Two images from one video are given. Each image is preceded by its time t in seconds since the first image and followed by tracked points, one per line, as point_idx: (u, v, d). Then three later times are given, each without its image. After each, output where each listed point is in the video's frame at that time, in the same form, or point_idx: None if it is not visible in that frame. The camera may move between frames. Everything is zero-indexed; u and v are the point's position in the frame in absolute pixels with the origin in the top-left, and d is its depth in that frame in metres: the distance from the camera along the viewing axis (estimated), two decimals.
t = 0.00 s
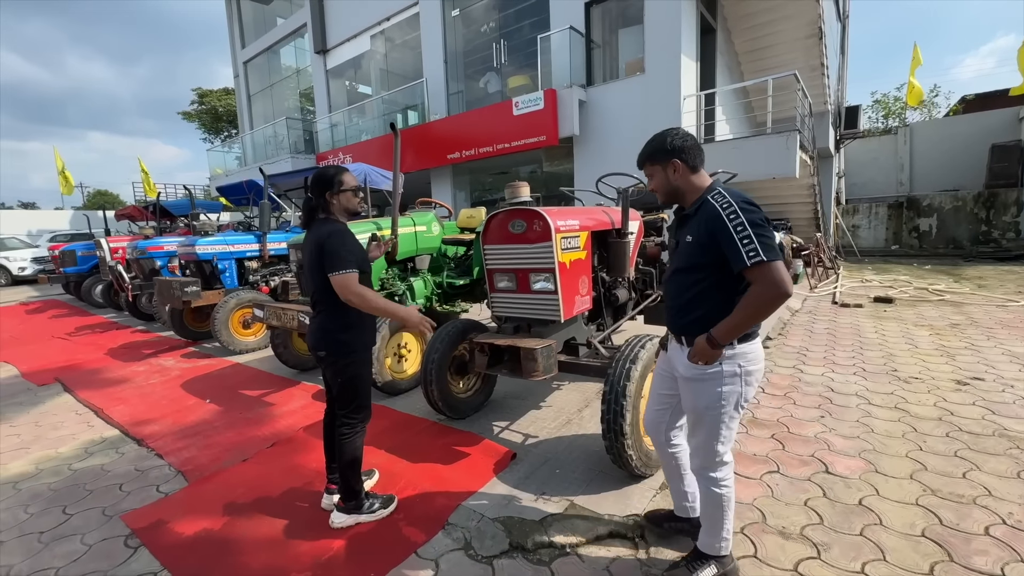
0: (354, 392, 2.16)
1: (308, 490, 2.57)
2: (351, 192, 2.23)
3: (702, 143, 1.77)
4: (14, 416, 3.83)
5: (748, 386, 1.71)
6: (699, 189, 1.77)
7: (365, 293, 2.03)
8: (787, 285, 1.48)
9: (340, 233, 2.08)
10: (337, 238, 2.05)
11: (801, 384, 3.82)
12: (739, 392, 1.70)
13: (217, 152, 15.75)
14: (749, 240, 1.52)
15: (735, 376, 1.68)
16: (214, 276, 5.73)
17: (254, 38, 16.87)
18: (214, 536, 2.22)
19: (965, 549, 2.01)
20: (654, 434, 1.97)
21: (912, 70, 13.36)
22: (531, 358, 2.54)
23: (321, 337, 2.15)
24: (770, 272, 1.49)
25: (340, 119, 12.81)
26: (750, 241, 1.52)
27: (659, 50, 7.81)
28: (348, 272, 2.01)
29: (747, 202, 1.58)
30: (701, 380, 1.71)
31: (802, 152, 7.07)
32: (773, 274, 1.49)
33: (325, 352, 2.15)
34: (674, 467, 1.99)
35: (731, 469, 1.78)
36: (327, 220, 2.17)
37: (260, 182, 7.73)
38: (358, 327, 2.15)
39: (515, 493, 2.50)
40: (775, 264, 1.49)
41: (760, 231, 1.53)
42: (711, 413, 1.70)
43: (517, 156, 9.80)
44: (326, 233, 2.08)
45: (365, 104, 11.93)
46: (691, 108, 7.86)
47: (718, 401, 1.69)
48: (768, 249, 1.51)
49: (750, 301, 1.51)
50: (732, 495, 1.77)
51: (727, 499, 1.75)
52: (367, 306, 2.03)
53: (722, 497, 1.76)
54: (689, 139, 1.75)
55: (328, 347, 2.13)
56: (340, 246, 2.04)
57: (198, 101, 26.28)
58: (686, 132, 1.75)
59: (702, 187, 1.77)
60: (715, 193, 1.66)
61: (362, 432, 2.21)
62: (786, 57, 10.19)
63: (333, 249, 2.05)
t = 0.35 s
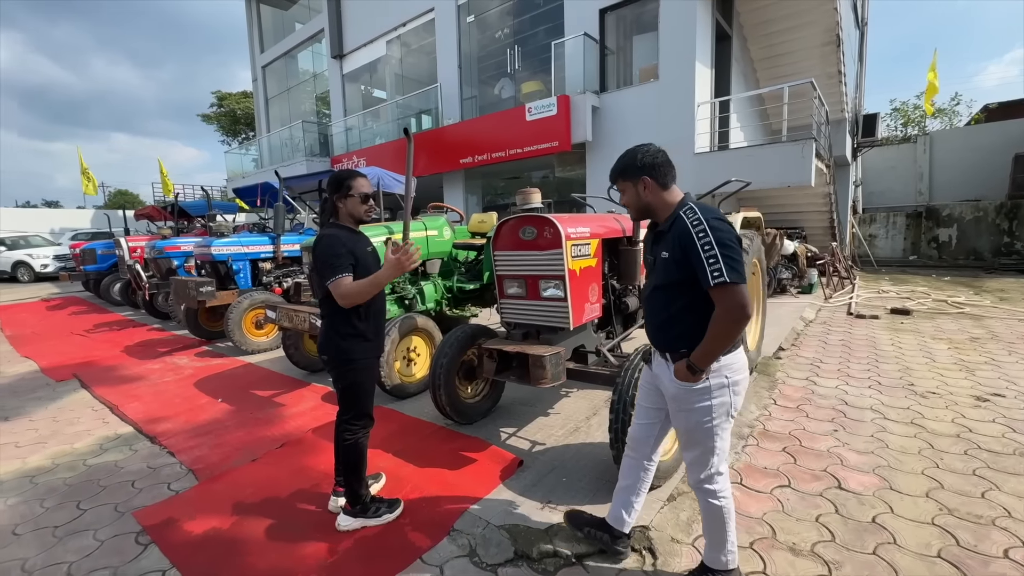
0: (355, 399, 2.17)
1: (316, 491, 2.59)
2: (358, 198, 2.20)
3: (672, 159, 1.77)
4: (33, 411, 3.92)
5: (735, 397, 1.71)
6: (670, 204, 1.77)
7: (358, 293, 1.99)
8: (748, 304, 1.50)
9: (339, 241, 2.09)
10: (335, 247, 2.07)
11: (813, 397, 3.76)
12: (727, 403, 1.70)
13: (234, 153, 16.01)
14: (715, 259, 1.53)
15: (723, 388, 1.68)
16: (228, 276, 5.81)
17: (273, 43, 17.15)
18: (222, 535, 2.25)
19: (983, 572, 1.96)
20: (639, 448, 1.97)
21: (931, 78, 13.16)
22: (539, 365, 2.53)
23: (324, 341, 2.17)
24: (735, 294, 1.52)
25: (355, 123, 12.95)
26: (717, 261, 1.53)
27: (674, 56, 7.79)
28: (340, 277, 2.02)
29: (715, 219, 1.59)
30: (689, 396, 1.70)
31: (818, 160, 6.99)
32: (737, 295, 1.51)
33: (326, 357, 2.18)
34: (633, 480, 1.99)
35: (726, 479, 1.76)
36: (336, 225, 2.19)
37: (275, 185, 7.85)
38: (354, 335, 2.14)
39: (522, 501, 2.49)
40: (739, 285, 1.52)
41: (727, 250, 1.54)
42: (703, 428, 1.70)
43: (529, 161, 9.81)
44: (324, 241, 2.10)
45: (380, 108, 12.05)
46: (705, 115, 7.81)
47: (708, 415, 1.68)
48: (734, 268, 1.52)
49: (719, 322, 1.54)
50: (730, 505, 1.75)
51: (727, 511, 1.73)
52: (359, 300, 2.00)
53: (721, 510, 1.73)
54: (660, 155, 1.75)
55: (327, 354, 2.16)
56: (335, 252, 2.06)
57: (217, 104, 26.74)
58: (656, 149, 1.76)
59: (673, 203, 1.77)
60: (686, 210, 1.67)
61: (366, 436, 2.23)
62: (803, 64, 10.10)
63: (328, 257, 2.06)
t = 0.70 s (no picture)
0: (365, 398, 2.19)
1: (322, 487, 2.60)
2: (369, 197, 2.23)
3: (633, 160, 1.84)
4: (47, 402, 3.99)
5: (694, 388, 1.76)
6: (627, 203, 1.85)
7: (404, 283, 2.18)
8: (680, 296, 1.61)
9: (356, 239, 2.10)
10: (354, 244, 2.09)
11: (822, 400, 3.72)
12: (688, 396, 1.74)
13: (246, 151, 16.16)
14: (656, 252, 1.63)
15: (681, 381, 1.72)
16: (239, 273, 5.86)
17: (285, 41, 17.28)
18: (230, 528, 2.27)
19: None
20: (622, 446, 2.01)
21: (948, 79, 12.95)
22: (545, 364, 2.53)
23: (335, 342, 2.18)
24: (670, 284, 1.61)
25: (365, 121, 13.02)
26: (656, 252, 1.63)
27: (684, 56, 7.74)
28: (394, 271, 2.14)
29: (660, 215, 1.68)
30: (649, 390, 1.74)
31: (830, 161, 6.91)
32: (671, 286, 1.61)
33: (338, 357, 2.18)
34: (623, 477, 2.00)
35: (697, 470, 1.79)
36: (348, 224, 2.20)
37: (285, 183, 7.92)
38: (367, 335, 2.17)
39: (526, 499, 2.49)
40: (675, 277, 1.61)
41: (668, 245, 1.64)
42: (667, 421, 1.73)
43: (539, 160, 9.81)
44: (344, 240, 2.12)
45: (390, 107, 12.11)
46: (716, 114, 7.75)
47: (669, 408, 1.72)
48: (672, 261, 1.62)
49: (657, 312, 1.63)
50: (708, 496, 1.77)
51: (704, 502, 1.75)
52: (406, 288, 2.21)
53: (697, 502, 1.75)
54: (621, 155, 1.83)
55: (342, 352, 2.16)
56: (361, 250, 2.09)
57: (229, 102, 27.00)
58: (618, 151, 1.83)
59: (631, 201, 1.84)
60: (638, 208, 1.75)
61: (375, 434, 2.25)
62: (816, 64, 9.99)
63: (353, 255, 2.09)
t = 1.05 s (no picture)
0: (376, 392, 2.22)
1: (329, 480, 2.64)
2: (371, 190, 2.23)
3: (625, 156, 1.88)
4: (61, 396, 4.06)
5: (646, 379, 1.79)
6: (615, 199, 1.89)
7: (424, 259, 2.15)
8: (643, 282, 1.64)
9: (356, 236, 2.12)
10: (357, 238, 2.11)
11: (829, 398, 3.70)
12: (636, 383, 1.78)
13: (254, 148, 16.25)
14: (624, 238, 1.67)
15: (632, 368, 1.77)
16: (247, 269, 5.92)
17: (292, 38, 17.33)
18: (240, 520, 2.30)
19: None
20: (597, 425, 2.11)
21: (960, 74, 12.78)
22: (550, 361, 2.53)
23: (344, 338, 2.20)
24: (634, 269, 1.65)
25: (371, 118, 13.06)
26: (624, 238, 1.67)
27: (692, 51, 7.69)
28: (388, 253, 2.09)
29: (637, 206, 1.72)
30: (602, 372, 1.82)
31: (839, 158, 6.85)
32: (636, 270, 1.64)
33: (347, 353, 2.20)
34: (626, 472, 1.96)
35: (640, 459, 1.83)
36: (351, 220, 2.21)
37: (293, 180, 7.96)
38: (375, 329, 2.18)
39: (531, 495, 2.50)
40: (639, 263, 1.65)
41: (636, 233, 1.67)
42: (609, 404, 1.81)
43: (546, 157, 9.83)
44: (346, 235, 2.14)
45: (396, 103, 12.12)
46: (724, 111, 7.70)
47: (614, 391, 1.78)
48: (638, 248, 1.65)
49: (620, 294, 1.67)
50: (647, 486, 1.81)
51: (640, 490, 1.79)
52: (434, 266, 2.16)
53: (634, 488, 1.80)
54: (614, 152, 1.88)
55: (349, 348, 2.18)
56: (361, 245, 2.10)
57: (237, 99, 27.13)
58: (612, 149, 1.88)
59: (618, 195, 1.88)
60: (618, 200, 1.79)
61: (384, 429, 2.28)
62: (826, 59, 9.89)
63: (357, 248, 2.10)
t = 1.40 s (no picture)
0: (383, 388, 2.23)
1: (336, 477, 2.66)
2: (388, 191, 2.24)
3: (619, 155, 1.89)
4: (71, 393, 4.11)
5: (623, 375, 1.81)
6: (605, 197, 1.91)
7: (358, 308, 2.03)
8: (619, 278, 1.69)
9: (366, 239, 2.12)
10: (366, 242, 2.10)
11: (834, 396, 3.69)
12: (611, 378, 1.81)
13: (259, 146, 16.31)
14: (603, 236, 1.71)
15: (608, 361, 1.80)
16: (253, 267, 5.95)
17: (296, 36, 17.37)
18: (248, 516, 2.33)
19: None
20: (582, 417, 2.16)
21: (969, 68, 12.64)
22: (555, 359, 2.54)
23: (353, 337, 2.20)
24: (612, 266, 1.69)
25: (375, 116, 13.08)
26: (603, 236, 1.72)
27: (697, 47, 7.65)
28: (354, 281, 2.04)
29: (619, 204, 1.76)
30: (581, 363, 1.86)
31: (846, 154, 6.80)
32: (613, 265, 1.69)
33: (355, 351, 2.20)
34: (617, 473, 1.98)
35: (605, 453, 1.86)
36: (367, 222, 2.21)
37: (298, 178, 7.99)
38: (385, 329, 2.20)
39: (536, 491, 2.51)
40: (616, 260, 1.69)
41: (616, 231, 1.71)
42: (585, 395, 1.84)
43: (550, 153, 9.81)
44: (356, 236, 2.13)
45: (400, 101, 12.13)
46: (729, 107, 7.65)
47: (587, 382, 1.83)
48: (615, 245, 1.70)
49: (599, 289, 1.73)
50: (597, 478, 1.85)
51: (590, 480, 1.84)
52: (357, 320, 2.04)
53: (586, 478, 1.85)
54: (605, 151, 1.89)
55: (358, 347, 2.19)
56: (365, 251, 2.08)
57: (242, 97, 27.22)
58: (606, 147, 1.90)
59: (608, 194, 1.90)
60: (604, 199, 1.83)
61: (389, 425, 2.29)
62: (833, 54, 9.82)
63: (356, 259, 2.07)
